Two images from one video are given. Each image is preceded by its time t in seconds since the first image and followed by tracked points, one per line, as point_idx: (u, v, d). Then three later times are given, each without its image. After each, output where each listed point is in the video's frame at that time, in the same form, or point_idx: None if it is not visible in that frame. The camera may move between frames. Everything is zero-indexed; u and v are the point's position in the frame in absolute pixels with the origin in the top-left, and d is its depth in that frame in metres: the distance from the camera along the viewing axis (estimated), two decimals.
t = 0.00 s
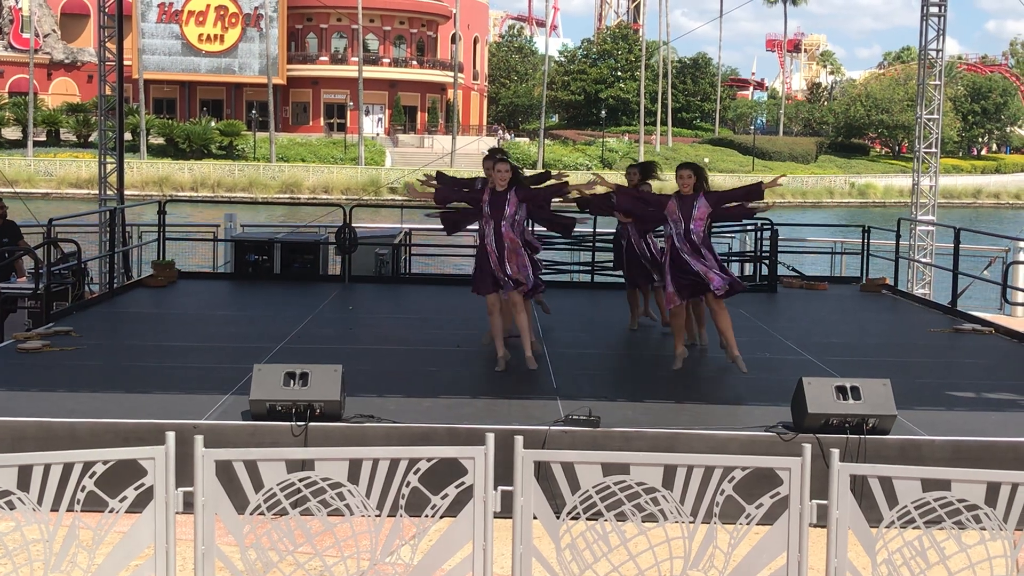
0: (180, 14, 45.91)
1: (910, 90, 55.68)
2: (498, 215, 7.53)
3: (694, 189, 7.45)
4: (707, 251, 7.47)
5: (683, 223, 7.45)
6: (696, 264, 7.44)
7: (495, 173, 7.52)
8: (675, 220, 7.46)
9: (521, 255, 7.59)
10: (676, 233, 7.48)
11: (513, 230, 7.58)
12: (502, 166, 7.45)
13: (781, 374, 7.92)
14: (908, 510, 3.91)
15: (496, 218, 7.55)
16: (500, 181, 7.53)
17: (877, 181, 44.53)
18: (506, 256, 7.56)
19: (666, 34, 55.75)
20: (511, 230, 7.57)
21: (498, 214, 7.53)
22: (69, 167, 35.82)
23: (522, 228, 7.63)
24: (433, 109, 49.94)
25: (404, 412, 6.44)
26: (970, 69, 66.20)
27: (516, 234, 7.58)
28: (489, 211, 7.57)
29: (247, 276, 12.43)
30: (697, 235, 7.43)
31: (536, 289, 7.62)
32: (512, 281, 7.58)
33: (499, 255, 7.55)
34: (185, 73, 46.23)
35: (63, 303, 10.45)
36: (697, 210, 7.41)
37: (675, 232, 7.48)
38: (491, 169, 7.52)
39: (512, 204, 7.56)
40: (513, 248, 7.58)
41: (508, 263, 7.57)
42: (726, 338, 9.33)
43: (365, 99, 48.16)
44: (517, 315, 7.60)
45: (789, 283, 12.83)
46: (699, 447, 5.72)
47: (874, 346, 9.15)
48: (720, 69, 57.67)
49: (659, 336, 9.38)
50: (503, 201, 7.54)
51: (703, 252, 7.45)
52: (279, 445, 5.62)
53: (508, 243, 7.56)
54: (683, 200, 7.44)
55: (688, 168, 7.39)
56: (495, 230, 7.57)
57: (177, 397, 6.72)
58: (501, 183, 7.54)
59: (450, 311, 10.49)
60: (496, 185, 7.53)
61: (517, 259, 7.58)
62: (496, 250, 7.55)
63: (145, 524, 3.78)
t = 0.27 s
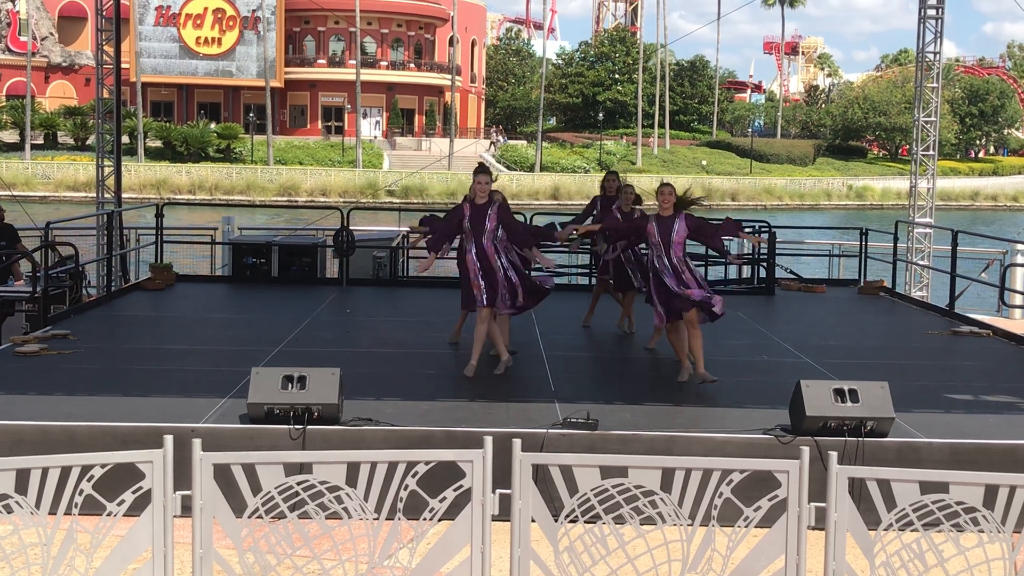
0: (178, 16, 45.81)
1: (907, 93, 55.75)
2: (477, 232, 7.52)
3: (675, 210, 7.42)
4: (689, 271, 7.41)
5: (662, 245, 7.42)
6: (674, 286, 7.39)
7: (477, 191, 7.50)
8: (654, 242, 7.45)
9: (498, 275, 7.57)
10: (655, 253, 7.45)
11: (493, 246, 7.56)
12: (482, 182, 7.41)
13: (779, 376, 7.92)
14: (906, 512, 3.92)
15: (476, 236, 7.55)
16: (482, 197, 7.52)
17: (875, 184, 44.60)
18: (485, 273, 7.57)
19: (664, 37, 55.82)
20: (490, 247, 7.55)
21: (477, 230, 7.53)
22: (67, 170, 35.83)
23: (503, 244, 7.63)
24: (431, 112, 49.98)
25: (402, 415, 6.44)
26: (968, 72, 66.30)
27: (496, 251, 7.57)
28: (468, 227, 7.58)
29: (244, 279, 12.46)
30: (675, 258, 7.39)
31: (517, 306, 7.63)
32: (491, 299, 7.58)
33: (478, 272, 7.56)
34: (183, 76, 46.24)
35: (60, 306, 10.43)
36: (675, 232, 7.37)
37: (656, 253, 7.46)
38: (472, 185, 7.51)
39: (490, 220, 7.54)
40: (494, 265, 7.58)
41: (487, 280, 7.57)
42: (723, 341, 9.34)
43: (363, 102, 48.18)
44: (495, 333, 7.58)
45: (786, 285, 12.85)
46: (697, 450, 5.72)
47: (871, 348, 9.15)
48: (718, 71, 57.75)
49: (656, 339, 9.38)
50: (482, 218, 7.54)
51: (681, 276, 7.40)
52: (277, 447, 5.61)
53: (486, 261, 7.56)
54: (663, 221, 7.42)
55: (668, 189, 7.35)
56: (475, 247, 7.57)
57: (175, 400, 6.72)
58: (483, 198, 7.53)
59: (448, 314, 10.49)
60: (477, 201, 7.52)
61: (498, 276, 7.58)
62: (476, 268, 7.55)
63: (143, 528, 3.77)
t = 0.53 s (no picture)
0: (178, 19, 45.70)
1: (907, 95, 55.76)
2: (460, 231, 7.47)
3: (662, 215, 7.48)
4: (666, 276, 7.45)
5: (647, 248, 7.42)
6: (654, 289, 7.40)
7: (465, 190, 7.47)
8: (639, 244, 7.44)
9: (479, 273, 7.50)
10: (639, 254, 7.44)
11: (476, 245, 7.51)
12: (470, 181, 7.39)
13: (779, 379, 7.91)
14: (907, 515, 3.91)
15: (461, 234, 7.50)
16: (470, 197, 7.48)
17: (874, 186, 44.61)
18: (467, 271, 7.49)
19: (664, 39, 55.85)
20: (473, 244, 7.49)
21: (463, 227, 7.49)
22: (67, 172, 35.83)
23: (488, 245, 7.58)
24: (431, 114, 50.00)
25: (402, 418, 6.43)
26: (968, 74, 66.35)
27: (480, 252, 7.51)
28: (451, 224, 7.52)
29: (245, 281, 12.48)
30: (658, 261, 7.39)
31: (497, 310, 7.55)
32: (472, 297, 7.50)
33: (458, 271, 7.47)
34: (183, 78, 46.27)
35: (60, 309, 10.43)
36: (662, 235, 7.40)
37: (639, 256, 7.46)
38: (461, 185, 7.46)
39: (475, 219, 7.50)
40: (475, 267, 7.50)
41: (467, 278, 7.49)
42: (724, 343, 9.33)
43: (363, 104, 48.18)
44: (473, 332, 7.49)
45: (787, 287, 12.84)
46: (697, 452, 5.72)
47: (871, 350, 9.15)
48: (718, 73, 57.79)
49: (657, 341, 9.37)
50: (468, 217, 7.50)
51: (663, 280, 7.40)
52: (277, 450, 5.61)
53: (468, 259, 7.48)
54: (650, 224, 7.44)
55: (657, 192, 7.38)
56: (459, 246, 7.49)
57: (175, 402, 6.71)
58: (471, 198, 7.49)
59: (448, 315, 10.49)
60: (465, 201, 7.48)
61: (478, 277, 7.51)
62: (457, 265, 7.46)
63: (144, 530, 3.77)
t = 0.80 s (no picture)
0: (180, 17, 45.83)
1: (910, 94, 55.70)
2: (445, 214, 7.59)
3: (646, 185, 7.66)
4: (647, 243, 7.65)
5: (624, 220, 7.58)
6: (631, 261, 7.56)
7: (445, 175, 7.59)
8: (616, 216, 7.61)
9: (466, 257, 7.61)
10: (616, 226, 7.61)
11: (463, 226, 7.62)
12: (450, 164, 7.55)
13: (781, 378, 7.90)
14: (910, 515, 3.90)
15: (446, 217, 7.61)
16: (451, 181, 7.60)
17: (877, 185, 44.57)
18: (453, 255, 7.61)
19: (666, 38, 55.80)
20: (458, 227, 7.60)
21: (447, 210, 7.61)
22: (70, 170, 35.84)
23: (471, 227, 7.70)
24: (433, 112, 49.98)
25: (404, 416, 6.43)
26: (971, 73, 66.27)
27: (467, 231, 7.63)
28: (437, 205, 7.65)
29: (247, 279, 12.47)
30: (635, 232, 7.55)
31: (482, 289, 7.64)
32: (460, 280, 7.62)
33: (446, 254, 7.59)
34: (186, 77, 46.28)
35: (63, 307, 10.43)
36: (638, 208, 7.56)
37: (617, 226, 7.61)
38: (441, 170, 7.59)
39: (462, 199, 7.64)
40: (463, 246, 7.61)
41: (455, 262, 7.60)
42: (726, 342, 9.32)
43: (366, 103, 48.17)
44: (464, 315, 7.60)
45: (789, 287, 12.83)
46: (700, 451, 5.71)
47: (874, 350, 9.13)
48: (720, 73, 57.76)
49: (659, 340, 9.36)
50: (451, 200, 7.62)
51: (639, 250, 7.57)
52: (279, 449, 5.61)
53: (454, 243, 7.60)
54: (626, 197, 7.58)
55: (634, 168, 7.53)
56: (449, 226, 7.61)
57: (178, 401, 6.71)
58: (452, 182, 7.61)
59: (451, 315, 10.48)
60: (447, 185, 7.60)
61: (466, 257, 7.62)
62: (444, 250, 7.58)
63: (146, 527, 3.76)
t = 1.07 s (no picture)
0: (184, 12, 46.06)
1: (914, 90, 55.61)
2: (422, 232, 7.40)
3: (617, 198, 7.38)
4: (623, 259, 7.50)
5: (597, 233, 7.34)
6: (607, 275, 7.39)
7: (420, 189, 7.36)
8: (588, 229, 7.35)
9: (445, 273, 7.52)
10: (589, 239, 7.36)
11: (439, 246, 7.47)
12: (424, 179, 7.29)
13: (785, 375, 7.89)
14: (914, 511, 3.90)
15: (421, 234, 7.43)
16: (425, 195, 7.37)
17: (881, 181, 44.50)
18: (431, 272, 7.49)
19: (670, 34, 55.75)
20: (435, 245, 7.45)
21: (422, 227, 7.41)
22: (73, 166, 35.86)
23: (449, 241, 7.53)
24: (437, 108, 49.96)
25: (408, 412, 6.44)
26: (975, 70, 66.18)
27: (443, 251, 7.49)
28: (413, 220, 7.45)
29: (251, 275, 12.48)
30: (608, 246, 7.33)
31: (467, 308, 7.58)
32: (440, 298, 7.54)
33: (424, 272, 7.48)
34: (190, 73, 46.28)
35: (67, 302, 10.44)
36: (611, 220, 7.31)
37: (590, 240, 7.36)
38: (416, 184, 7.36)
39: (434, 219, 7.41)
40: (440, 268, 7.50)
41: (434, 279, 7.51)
42: (730, 339, 9.32)
43: (369, 99, 48.16)
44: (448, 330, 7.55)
45: (793, 283, 12.81)
46: (704, 448, 5.70)
47: (878, 347, 9.12)
48: (724, 69, 57.71)
49: (663, 337, 9.36)
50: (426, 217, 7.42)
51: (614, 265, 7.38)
52: (283, 445, 5.61)
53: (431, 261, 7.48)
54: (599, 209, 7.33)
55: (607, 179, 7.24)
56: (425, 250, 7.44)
57: (182, 397, 6.71)
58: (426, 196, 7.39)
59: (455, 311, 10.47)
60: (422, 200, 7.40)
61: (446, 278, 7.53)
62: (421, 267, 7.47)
63: (150, 523, 3.77)
